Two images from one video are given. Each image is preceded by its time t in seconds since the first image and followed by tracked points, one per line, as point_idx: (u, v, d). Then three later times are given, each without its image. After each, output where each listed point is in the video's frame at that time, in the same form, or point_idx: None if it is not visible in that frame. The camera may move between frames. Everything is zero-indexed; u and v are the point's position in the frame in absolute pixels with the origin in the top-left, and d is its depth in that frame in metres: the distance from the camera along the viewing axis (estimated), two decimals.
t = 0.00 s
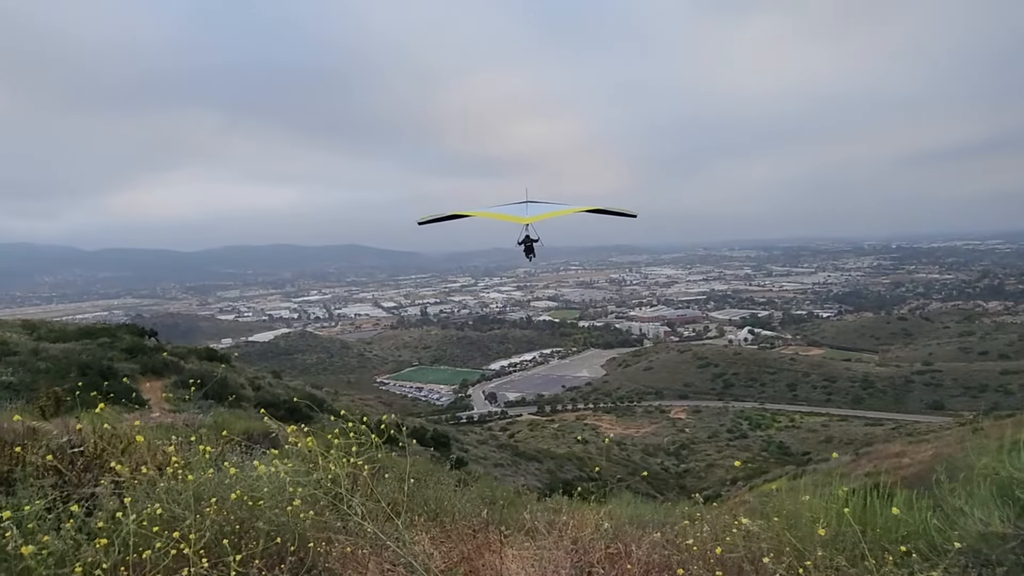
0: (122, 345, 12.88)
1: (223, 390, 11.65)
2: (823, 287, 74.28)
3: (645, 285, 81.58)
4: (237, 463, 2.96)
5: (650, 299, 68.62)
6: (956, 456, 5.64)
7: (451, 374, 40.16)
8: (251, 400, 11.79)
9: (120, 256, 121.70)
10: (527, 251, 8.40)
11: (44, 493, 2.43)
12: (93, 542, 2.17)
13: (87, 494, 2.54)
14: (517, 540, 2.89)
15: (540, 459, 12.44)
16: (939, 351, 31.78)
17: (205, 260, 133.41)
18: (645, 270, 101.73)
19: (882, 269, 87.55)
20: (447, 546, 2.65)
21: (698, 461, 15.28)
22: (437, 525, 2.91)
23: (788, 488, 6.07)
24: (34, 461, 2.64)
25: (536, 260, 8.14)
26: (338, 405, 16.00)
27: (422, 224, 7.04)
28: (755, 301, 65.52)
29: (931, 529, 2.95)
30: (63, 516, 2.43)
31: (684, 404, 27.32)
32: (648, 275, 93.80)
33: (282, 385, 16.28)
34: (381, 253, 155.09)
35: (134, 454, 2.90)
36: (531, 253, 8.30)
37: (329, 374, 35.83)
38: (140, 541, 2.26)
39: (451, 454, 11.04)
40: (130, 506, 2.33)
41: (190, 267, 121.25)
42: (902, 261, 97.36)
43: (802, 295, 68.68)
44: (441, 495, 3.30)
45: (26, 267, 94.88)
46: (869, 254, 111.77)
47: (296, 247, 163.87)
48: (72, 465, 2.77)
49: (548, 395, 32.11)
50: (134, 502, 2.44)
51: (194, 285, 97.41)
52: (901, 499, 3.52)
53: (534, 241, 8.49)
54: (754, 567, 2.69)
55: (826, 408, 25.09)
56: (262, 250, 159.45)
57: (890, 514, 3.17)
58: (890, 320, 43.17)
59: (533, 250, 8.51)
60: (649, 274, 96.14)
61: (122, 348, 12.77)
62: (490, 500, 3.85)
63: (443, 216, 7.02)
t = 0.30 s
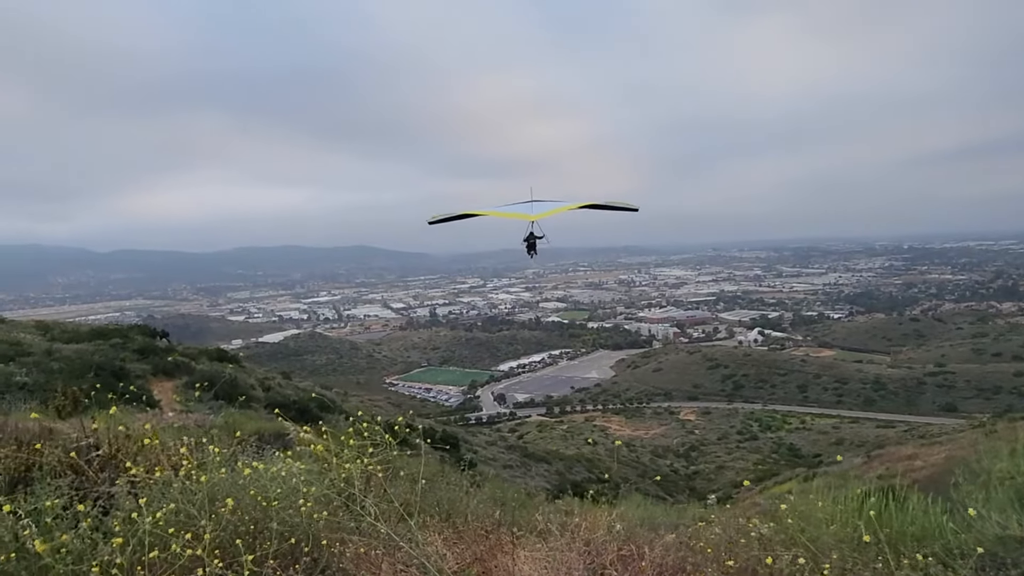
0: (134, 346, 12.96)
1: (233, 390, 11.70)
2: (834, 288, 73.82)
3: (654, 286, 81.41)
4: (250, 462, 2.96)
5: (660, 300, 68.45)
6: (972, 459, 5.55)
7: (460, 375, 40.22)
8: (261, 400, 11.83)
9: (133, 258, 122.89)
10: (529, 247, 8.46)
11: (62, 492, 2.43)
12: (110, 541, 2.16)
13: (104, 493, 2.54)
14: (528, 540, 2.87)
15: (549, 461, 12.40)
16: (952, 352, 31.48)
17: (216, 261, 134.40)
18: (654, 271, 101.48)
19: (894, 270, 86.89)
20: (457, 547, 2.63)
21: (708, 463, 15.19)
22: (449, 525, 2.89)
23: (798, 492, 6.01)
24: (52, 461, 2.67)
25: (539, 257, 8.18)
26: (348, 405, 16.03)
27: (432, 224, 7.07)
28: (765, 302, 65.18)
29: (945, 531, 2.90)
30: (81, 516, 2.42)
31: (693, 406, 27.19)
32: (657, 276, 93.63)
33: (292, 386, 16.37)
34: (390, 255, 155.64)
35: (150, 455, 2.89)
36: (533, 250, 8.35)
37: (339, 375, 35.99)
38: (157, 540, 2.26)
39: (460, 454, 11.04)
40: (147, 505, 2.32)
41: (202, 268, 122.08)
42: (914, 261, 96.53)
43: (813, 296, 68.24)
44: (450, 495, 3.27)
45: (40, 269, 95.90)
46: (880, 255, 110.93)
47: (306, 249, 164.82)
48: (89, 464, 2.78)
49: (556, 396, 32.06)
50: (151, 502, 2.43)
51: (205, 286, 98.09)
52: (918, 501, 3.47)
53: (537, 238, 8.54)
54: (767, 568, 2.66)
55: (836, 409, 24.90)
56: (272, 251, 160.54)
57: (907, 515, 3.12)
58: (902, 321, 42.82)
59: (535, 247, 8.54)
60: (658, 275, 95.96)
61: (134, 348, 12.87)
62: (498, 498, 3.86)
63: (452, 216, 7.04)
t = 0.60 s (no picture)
0: (145, 347, 13.03)
1: (243, 390, 11.72)
2: (844, 287, 73.32)
3: (663, 286, 81.15)
4: (266, 462, 2.96)
5: (668, 300, 68.22)
6: (985, 461, 5.48)
7: (468, 375, 40.24)
8: (270, 400, 11.84)
9: (144, 259, 123.80)
10: (532, 244, 8.49)
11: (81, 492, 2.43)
12: (128, 541, 2.16)
13: (122, 493, 2.54)
14: (540, 540, 2.85)
15: (557, 461, 12.34)
16: (964, 353, 31.19)
17: (226, 262, 135.18)
18: (663, 271, 101.16)
19: (906, 269, 86.21)
20: (470, 546, 2.62)
21: (717, 464, 15.12)
22: (461, 525, 2.87)
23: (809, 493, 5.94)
24: (70, 461, 2.67)
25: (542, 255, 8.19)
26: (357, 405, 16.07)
27: (439, 224, 7.05)
28: (775, 302, 64.81)
29: (961, 533, 2.86)
30: (100, 514, 2.43)
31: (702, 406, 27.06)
32: (666, 276, 93.36)
33: (301, 386, 16.43)
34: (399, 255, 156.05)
35: (168, 455, 2.89)
36: (536, 247, 8.38)
37: (347, 376, 36.06)
38: (176, 540, 2.26)
39: (469, 455, 11.02)
40: (165, 504, 2.32)
41: (212, 269, 122.77)
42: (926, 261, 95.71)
43: (823, 296, 67.76)
44: (461, 495, 3.26)
45: (53, 270, 96.72)
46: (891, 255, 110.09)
47: (315, 249, 165.44)
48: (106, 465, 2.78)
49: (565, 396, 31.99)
50: (169, 500, 2.44)
51: (215, 286, 98.67)
52: (934, 502, 3.43)
53: (540, 236, 8.56)
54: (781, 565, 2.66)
55: (847, 410, 24.72)
56: (282, 252, 161.34)
57: (919, 516, 3.09)
58: (913, 321, 42.43)
59: (538, 245, 8.55)
60: (667, 275, 95.71)
61: (145, 349, 12.94)
62: (508, 499, 3.84)
63: (459, 216, 7.05)
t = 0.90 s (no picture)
0: (156, 346, 13.10)
1: (252, 390, 11.76)
2: (855, 287, 72.82)
3: (671, 285, 80.83)
4: (280, 460, 2.96)
5: (677, 300, 67.98)
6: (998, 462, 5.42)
7: (476, 374, 40.25)
8: (280, 399, 11.86)
9: (155, 259, 124.75)
10: (535, 242, 8.46)
11: (98, 488, 2.43)
12: (147, 536, 2.16)
13: (140, 489, 2.54)
14: (552, 540, 2.82)
15: (566, 461, 12.30)
16: (976, 353, 30.87)
17: (236, 262, 135.97)
18: (671, 271, 100.80)
19: (917, 269, 85.47)
20: (485, 546, 2.59)
21: (726, 464, 15.04)
22: (474, 524, 2.85)
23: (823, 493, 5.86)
24: (87, 458, 2.68)
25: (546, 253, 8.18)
26: (367, 404, 16.11)
27: (444, 225, 7.04)
28: (784, 302, 64.41)
29: (977, 533, 2.81)
30: (118, 510, 2.43)
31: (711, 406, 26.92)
32: (674, 275, 93.01)
33: (311, 385, 16.49)
34: (407, 255, 156.40)
35: (184, 452, 2.90)
36: (540, 244, 8.34)
37: (356, 374, 36.16)
38: (194, 536, 2.26)
39: (478, 454, 11.02)
40: (181, 502, 2.32)
41: (222, 268, 123.53)
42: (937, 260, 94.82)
43: (833, 295, 67.29)
44: (474, 494, 3.25)
45: (65, 270, 97.58)
46: (902, 254, 109.15)
47: (324, 249, 166.02)
48: (122, 463, 2.78)
49: (573, 396, 31.93)
50: (186, 497, 2.45)
51: (225, 286, 99.19)
52: (951, 502, 3.38)
53: (543, 234, 8.54)
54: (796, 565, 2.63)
55: (857, 410, 24.53)
56: (291, 251, 162.12)
57: (936, 516, 3.05)
58: (925, 321, 42.05)
59: (542, 242, 8.54)
60: (675, 274, 95.39)
61: (156, 348, 13.01)
62: (520, 496, 3.81)
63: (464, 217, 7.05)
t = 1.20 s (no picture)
0: (166, 344, 13.16)
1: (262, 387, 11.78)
2: (865, 286, 72.27)
3: (680, 284, 80.49)
4: (293, 458, 2.95)
5: (685, 299, 67.64)
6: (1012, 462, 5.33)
7: (484, 373, 40.22)
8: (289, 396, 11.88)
9: (165, 258, 125.50)
10: (539, 239, 8.39)
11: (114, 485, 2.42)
12: (163, 534, 2.15)
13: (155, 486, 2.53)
14: (565, 538, 2.79)
15: (574, 460, 12.26)
16: (989, 352, 30.53)
17: (245, 261, 136.59)
18: (679, 269, 100.37)
19: (928, 268, 84.64)
20: (498, 545, 2.56)
21: (735, 463, 14.94)
22: (486, 523, 2.82)
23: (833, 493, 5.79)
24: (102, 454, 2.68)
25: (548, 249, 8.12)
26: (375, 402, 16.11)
27: (447, 223, 7.02)
28: (794, 301, 63.94)
29: (997, 534, 2.75)
30: (133, 507, 2.42)
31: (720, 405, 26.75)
32: (683, 274, 92.59)
33: (320, 383, 16.52)
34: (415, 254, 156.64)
35: (198, 449, 2.89)
36: (543, 242, 8.29)
37: (365, 372, 36.28)
38: (210, 533, 2.25)
39: (488, 453, 11.00)
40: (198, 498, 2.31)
41: (231, 267, 124.11)
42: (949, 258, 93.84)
43: (843, 295, 66.79)
44: (485, 492, 3.21)
45: (77, 268, 98.33)
46: (913, 253, 108.13)
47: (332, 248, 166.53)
48: (138, 459, 2.78)
49: (581, 394, 31.83)
50: (201, 494, 2.44)
51: (234, 284, 99.63)
52: (969, 503, 3.32)
53: (546, 231, 8.48)
54: (815, 565, 2.58)
55: (867, 410, 24.33)
56: (300, 250, 162.69)
57: (953, 518, 2.98)
58: (937, 321, 41.63)
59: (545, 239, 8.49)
60: (684, 273, 94.95)
61: (167, 345, 13.08)
62: (530, 495, 3.76)
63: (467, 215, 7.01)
